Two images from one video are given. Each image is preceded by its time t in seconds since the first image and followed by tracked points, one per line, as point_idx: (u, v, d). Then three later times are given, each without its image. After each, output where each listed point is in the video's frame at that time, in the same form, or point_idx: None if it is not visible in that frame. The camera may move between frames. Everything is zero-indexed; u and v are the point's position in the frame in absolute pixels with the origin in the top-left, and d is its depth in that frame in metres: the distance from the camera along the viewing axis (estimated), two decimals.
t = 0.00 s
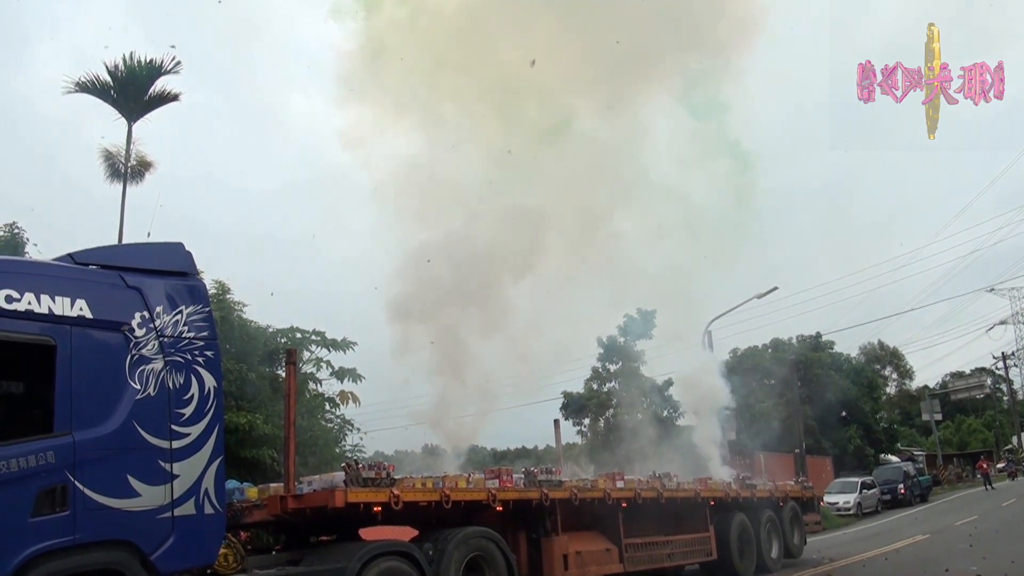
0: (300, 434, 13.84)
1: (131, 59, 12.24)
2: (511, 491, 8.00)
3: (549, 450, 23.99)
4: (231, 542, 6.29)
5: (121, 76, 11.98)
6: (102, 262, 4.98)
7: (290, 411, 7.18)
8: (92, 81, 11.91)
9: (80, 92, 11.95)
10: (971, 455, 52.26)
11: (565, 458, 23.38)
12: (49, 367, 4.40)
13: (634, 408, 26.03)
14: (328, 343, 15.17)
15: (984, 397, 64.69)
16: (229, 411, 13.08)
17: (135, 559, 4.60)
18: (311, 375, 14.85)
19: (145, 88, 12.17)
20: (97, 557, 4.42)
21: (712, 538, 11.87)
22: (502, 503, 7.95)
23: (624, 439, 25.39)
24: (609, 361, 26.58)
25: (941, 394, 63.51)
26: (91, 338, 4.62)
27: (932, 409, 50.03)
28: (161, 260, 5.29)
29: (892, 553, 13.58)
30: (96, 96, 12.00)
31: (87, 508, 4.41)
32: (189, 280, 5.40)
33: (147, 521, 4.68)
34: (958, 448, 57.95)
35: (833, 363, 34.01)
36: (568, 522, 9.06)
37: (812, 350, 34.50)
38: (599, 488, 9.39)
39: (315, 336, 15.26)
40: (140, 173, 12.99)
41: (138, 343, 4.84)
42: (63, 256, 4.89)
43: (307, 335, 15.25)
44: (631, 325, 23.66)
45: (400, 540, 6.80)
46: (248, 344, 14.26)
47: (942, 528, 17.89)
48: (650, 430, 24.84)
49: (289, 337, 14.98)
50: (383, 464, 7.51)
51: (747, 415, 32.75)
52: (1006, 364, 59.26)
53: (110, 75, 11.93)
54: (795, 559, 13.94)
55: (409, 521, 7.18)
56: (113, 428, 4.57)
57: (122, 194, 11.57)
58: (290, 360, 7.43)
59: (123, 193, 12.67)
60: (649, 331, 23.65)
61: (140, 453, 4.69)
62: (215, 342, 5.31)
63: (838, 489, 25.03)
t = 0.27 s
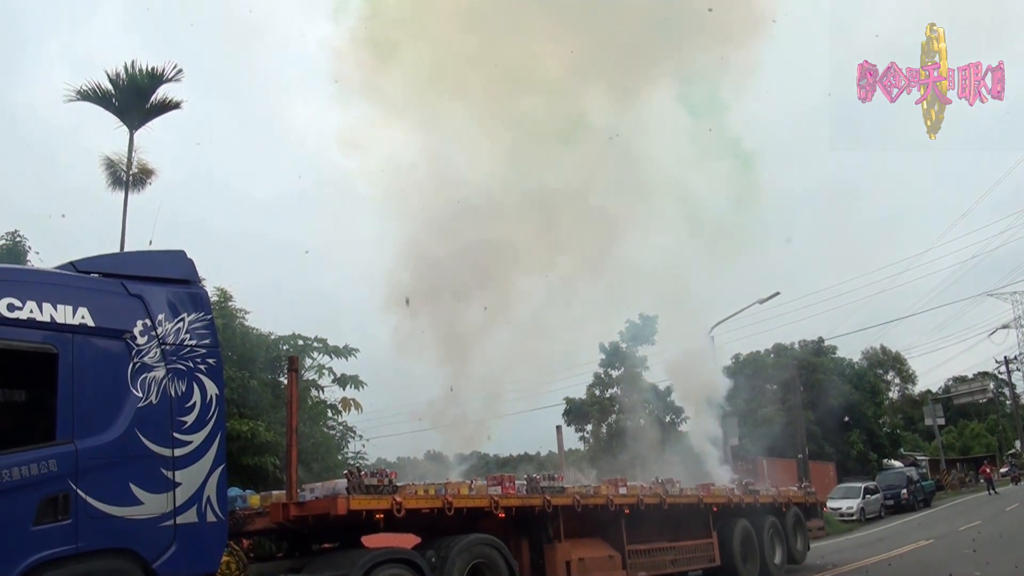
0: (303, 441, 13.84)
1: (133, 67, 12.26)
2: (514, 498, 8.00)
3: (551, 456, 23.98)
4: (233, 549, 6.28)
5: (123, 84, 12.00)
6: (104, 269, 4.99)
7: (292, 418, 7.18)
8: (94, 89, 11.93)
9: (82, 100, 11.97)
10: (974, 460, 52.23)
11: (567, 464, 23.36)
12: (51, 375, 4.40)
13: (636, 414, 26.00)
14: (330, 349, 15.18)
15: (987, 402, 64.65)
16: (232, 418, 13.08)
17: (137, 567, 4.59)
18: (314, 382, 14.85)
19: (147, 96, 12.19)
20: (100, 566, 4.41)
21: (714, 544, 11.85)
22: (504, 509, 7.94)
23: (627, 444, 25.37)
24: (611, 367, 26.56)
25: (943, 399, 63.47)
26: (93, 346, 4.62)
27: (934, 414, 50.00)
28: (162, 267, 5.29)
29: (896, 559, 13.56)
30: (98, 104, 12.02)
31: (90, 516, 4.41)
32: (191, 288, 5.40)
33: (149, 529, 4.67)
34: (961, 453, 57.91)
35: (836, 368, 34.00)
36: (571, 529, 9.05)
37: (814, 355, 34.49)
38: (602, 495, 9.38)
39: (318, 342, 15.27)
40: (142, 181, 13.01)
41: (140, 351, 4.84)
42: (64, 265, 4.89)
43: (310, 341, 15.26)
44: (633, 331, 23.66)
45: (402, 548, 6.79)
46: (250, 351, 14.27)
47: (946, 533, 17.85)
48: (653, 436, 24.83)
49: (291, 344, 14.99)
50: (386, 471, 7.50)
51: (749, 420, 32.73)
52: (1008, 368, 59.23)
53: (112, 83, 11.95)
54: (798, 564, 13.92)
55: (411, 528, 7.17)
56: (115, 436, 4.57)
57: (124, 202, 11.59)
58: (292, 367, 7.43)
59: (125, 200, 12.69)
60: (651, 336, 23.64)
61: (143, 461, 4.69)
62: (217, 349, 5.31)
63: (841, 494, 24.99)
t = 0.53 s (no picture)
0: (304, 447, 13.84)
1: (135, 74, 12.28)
2: (516, 504, 7.99)
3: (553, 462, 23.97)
4: (235, 556, 6.27)
5: (125, 90, 12.02)
6: (106, 276, 4.99)
7: (293, 424, 7.17)
8: (96, 95, 11.94)
9: (84, 107, 11.99)
10: (977, 465, 52.19)
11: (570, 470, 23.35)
12: (53, 382, 4.41)
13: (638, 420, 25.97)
14: (332, 356, 15.17)
15: (990, 407, 64.58)
16: (234, 425, 13.09)
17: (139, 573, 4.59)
18: (315, 389, 14.85)
19: (149, 102, 12.20)
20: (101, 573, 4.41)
21: (717, 550, 11.83)
22: (506, 516, 7.93)
23: (629, 450, 25.35)
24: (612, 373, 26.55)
25: (946, 404, 63.44)
26: (95, 352, 4.62)
27: (937, 420, 49.96)
28: (164, 274, 5.29)
29: (898, 565, 13.53)
30: (100, 111, 12.03)
31: (92, 523, 4.41)
32: (193, 294, 5.40)
33: (151, 535, 4.67)
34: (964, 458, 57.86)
35: (838, 374, 33.97)
36: (573, 535, 9.03)
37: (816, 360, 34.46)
38: (604, 501, 9.37)
39: (320, 349, 15.28)
40: (143, 187, 13.02)
41: (142, 357, 4.84)
42: (66, 271, 4.90)
43: (312, 348, 15.26)
44: (635, 337, 23.66)
45: (404, 554, 6.77)
46: (252, 357, 14.28)
47: (948, 539, 17.82)
48: (655, 442, 24.81)
49: (293, 350, 14.99)
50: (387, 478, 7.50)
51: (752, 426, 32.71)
52: (1011, 374, 59.20)
53: (114, 89, 11.97)
54: (800, 571, 13.89)
55: (413, 535, 7.16)
56: (117, 442, 4.57)
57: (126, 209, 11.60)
58: (294, 374, 7.43)
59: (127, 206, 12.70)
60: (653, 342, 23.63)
61: (144, 468, 4.68)
62: (219, 356, 5.31)
63: (844, 500, 24.95)
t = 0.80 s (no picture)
0: (304, 452, 13.83)
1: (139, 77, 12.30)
2: (516, 510, 7.99)
3: (553, 468, 23.96)
4: (234, 560, 6.26)
5: (128, 93, 12.04)
6: (108, 279, 5.00)
7: (294, 429, 7.16)
8: (100, 98, 11.96)
9: (87, 110, 12.00)
10: (977, 475, 52.13)
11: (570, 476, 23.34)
12: (54, 384, 4.40)
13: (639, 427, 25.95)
14: (333, 360, 15.17)
15: (990, 417, 64.52)
16: (234, 428, 13.09)
17: None
18: (316, 393, 14.85)
19: (152, 106, 12.22)
20: None
21: (717, 558, 11.82)
22: (506, 522, 7.92)
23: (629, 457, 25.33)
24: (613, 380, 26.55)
25: (946, 414, 63.44)
26: (97, 354, 4.62)
27: (937, 430, 49.93)
28: (165, 276, 5.29)
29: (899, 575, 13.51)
30: (103, 114, 12.05)
31: (91, 525, 4.41)
32: (194, 297, 5.40)
33: (150, 538, 4.67)
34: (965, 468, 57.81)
35: (839, 383, 33.97)
36: (573, 542, 9.02)
37: (817, 369, 34.44)
38: (604, 508, 9.37)
39: (321, 353, 15.29)
40: (146, 190, 13.03)
41: (143, 360, 4.84)
42: (69, 273, 4.90)
43: (313, 352, 15.26)
44: (636, 344, 23.66)
45: (404, 559, 6.76)
46: (253, 361, 14.28)
47: (948, 549, 17.81)
48: (655, 449, 24.79)
49: (294, 354, 15.00)
50: (387, 482, 7.50)
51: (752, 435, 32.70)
52: (1012, 385, 59.19)
53: (118, 92, 11.99)
54: None
55: (412, 540, 7.14)
56: (117, 445, 4.57)
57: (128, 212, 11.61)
58: (294, 378, 7.42)
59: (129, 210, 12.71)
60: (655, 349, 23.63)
61: (144, 470, 4.68)
62: (220, 360, 5.31)
63: (845, 509, 24.93)
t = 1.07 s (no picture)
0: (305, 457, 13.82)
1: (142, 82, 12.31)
2: (517, 516, 7.98)
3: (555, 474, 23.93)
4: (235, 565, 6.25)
5: (131, 98, 12.06)
6: (110, 283, 5.00)
7: (295, 434, 7.16)
8: (102, 103, 11.98)
9: (90, 114, 12.02)
10: (979, 482, 52.04)
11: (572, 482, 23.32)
12: (55, 388, 4.40)
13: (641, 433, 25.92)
14: (335, 365, 15.18)
15: (993, 424, 64.42)
16: (235, 433, 13.09)
17: None
18: (317, 398, 14.85)
19: (154, 110, 12.23)
20: None
21: (719, 565, 11.80)
22: (507, 527, 7.91)
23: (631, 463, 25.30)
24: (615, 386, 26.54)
25: (948, 420, 63.35)
26: (98, 358, 4.62)
27: (940, 436, 49.85)
28: (167, 282, 5.30)
29: None
30: (106, 118, 12.07)
31: (92, 529, 4.40)
32: (197, 302, 5.41)
33: (151, 542, 4.66)
34: (967, 474, 57.73)
35: (841, 389, 33.93)
36: (575, 548, 9.01)
37: (819, 375, 34.40)
38: (606, 513, 9.36)
39: (322, 358, 15.29)
40: (149, 195, 13.04)
41: (145, 364, 4.84)
42: (71, 277, 4.91)
43: (315, 356, 15.26)
44: (638, 350, 23.65)
45: (406, 565, 6.75)
46: (255, 366, 14.28)
47: (950, 556, 17.76)
48: (657, 455, 24.76)
49: (296, 359, 15.00)
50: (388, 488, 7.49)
51: (754, 440, 32.66)
52: (1014, 391, 59.09)
53: (120, 97, 12.00)
54: None
55: (413, 546, 7.13)
56: (118, 449, 4.57)
57: (130, 216, 11.63)
58: (296, 383, 7.42)
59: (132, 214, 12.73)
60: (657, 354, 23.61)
61: (145, 475, 4.68)
62: (222, 364, 5.31)
63: (846, 515, 24.88)
